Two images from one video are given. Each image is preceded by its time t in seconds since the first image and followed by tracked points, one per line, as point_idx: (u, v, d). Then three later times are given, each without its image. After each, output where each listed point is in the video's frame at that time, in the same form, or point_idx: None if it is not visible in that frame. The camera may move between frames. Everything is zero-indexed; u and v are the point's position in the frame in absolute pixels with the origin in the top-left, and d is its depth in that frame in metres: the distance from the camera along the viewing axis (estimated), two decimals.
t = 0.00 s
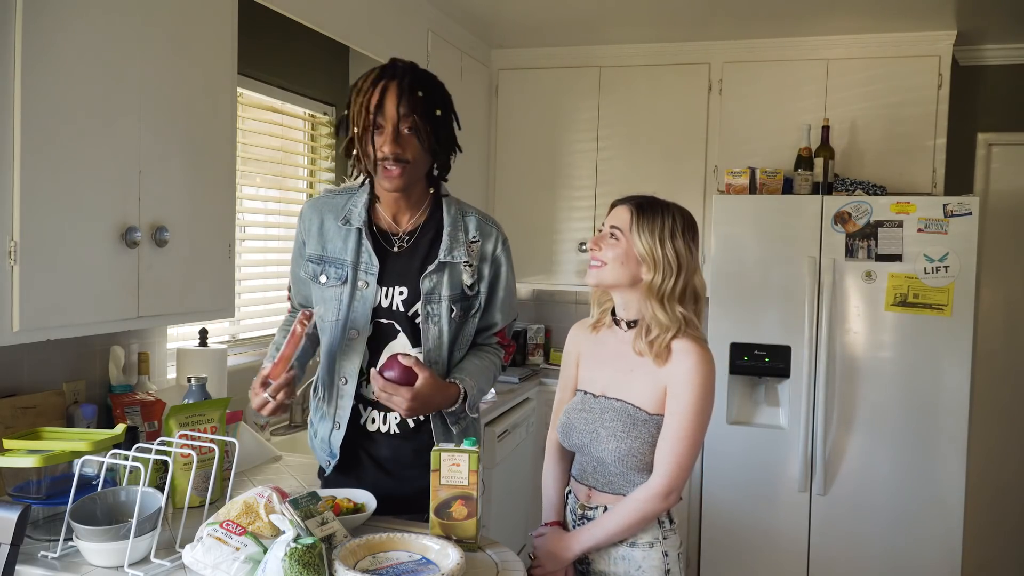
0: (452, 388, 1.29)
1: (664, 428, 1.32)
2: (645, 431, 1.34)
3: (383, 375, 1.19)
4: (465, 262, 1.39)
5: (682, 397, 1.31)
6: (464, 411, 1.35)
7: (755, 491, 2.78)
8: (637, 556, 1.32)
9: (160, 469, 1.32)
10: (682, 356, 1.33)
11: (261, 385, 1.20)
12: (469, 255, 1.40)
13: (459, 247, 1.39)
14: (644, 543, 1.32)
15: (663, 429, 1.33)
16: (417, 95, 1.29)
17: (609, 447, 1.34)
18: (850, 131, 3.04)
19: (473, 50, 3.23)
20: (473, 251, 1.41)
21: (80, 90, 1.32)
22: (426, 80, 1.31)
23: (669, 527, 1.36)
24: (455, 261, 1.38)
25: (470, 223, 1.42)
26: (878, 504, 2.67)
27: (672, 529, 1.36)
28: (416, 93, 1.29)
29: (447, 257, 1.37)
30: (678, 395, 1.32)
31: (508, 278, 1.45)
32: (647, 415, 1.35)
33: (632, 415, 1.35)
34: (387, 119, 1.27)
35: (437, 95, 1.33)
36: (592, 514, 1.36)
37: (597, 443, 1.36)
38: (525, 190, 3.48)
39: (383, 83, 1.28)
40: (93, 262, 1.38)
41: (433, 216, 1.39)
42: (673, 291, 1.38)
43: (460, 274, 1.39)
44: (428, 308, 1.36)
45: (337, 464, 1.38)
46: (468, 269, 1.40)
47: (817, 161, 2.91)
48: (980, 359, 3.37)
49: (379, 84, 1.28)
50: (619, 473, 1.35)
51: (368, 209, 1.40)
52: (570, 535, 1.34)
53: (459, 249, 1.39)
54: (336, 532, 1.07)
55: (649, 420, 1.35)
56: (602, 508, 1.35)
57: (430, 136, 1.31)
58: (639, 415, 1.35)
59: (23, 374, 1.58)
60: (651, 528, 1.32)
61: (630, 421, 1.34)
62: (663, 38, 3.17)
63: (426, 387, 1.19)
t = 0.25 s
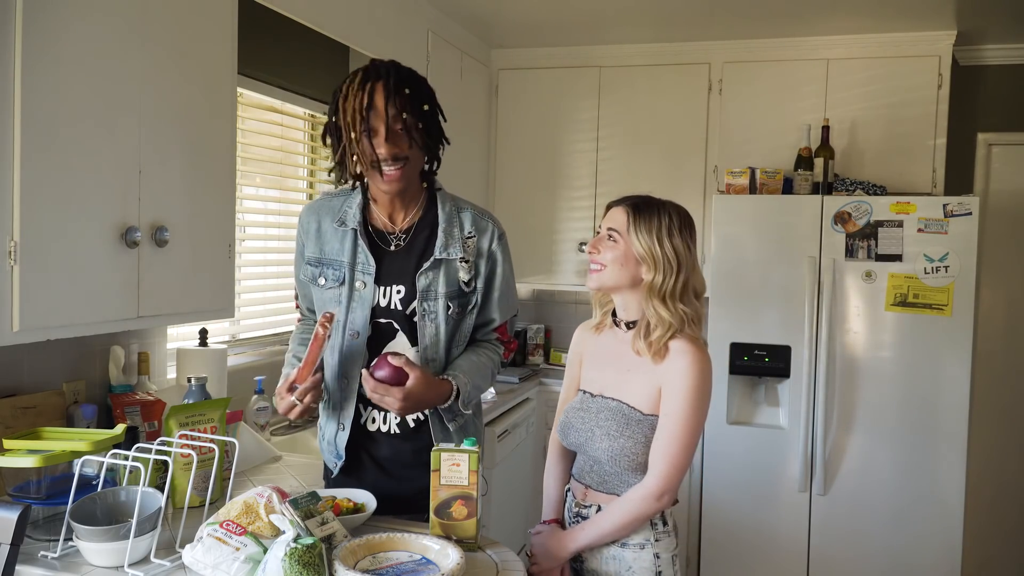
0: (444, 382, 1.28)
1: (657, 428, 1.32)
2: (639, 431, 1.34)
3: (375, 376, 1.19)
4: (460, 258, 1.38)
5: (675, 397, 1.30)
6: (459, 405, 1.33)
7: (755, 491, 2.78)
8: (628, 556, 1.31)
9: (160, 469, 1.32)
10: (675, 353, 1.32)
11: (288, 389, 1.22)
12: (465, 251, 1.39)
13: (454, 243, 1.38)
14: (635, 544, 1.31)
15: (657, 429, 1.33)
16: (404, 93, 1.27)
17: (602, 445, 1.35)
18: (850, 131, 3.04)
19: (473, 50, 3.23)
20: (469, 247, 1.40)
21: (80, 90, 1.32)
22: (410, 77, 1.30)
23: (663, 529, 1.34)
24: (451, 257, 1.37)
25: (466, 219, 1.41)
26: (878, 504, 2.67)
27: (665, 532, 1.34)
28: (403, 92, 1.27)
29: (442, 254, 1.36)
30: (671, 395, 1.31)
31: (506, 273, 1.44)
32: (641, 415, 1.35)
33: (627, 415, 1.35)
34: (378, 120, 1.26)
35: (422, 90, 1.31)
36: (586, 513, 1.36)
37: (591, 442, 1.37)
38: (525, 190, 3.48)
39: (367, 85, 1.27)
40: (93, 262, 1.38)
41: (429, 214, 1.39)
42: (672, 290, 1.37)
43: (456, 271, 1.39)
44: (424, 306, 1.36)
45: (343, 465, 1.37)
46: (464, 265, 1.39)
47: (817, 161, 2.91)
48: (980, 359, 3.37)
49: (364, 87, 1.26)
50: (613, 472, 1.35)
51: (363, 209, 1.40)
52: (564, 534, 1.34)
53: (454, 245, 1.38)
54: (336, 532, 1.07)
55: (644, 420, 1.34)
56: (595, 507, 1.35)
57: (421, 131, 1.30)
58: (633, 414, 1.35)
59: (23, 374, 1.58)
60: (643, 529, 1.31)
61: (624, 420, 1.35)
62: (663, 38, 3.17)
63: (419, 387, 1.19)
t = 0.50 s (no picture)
0: (430, 370, 1.25)
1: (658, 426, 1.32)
2: (640, 429, 1.34)
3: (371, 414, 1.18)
4: (457, 253, 1.38)
5: (676, 395, 1.30)
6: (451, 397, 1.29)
7: (755, 491, 2.78)
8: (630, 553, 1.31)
9: (160, 468, 1.32)
10: (681, 353, 1.32)
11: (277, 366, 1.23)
12: (461, 246, 1.39)
13: (451, 238, 1.38)
14: (638, 541, 1.31)
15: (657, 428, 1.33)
16: (384, 148, 1.25)
17: (602, 444, 1.35)
18: (850, 131, 3.04)
19: (474, 50, 3.23)
20: (465, 243, 1.39)
21: (80, 90, 1.32)
22: (400, 121, 1.27)
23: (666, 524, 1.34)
24: (448, 251, 1.38)
25: (462, 214, 1.40)
26: (878, 504, 2.67)
27: (667, 527, 1.34)
28: (384, 146, 1.25)
29: (439, 249, 1.37)
30: (672, 394, 1.31)
31: (503, 269, 1.43)
32: (641, 414, 1.34)
33: (627, 414, 1.34)
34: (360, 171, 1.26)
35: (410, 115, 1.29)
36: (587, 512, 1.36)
37: (591, 441, 1.37)
38: (525, 190, 3.48)
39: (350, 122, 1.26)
40: (93, 262, 1.38)
41: (427, 211, 1.39)
42: (677, 292, 1.38)
43: (453, 266, 1.39)
44: (422, 301, 1.37)
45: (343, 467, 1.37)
46: (462, 260, 1.39)
47: (816, 161, 2.91)
48: (980, 359, 3.37)
49: (352, 134, 1.26)
50: (613, 470, 1.35)
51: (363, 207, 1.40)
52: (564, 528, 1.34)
53: (450, 239, 1.38)
54: (336, 532, 1.07)
55: (644, 418, 1.34)
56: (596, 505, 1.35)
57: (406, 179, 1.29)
58: (633, 413, 1.34)
59: (23, 373, 1.58)
60: (645, 525, 1.31)
61: (624, 420, 1.34)
62: (664, 37, 3.17)
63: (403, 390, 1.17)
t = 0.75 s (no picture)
0: (438, 388, 1.26)
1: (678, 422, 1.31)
2: (658, 427, 1.32)
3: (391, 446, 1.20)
4: (462, 256, 1.38)
5: (695, 389, 1.31)
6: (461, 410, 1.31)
7: (755, 491, 2.78)
8: (655, 548, 1.30)
9: (160, 469, 1.32)
10: (694, 349, 1.31)
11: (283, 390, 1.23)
12: (466, 250, 1.39)
13: (455, 242, 1.38)
14: (662, 536, 1.31)
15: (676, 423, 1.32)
16: (393, 147, 1.27)
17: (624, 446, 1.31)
18: (850, 131, 3.04)
19: (474, 50, 3.23)
20: (470, 246, 1.40)
21: (80, 90, 1.32)
22: (405, 121, 1.29)
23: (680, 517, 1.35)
24: (453, 255, 1.38)
25: (466, 216, 1.41)
26: (878, 504, 2.67)
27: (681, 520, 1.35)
28: (392, 146, 1.27)
29: (444, 253, 1.37)
30: (690, 389, 1.31)
31: (507, 271, 1.44)
32: (657, 411, 1.33)
33: (644, 413, 1.32)
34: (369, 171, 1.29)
35: (416, 117, 1.30)
36: (607, 514, 1.32)
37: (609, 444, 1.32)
38: (525, 190, 3.48)
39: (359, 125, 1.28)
40: (93, 262, 1.38)
41: (431, 214, 1.38)
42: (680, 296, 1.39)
43: (458, 269, 1.39)
44: (428, 305, 1.36)
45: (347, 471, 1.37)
46: (467, 263, 1.39)
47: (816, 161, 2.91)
48: (980, 359, 3.38)
49: (359, 135, 1.27)
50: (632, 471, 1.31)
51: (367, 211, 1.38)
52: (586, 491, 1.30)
53: (455, 243, 1.38)
54: (336, 532, 1.07)
55: (660, 415, 1.32)
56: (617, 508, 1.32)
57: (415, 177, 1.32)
58: (650, 411, 1.32)
59: (23, 373, 1.58)
60: (670, 519, 1.31)
61: (641, 418, 1.32)
62: (664, 38, 3.17)
63: (418, 413, 1.19)
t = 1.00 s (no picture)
0: (450, 402, 1.25)
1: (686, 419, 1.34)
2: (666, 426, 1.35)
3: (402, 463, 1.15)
4: (463, 254, 1.38)
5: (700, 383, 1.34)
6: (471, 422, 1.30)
7: (755, 491, 2.77)
8: (670, 548, 1.32)
9: (160, 469, 1.32)
10: (697, 347, 1.36)
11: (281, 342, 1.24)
12: (467, 247, 1.39)
13: (456, 239, 1.38)
14: (675, 536, 1.32)
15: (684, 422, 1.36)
16: (395, 122, 1.25)
17: (635, 446, 1.34)
18: (850, 131, 3.04)
19: (474, 50, 3.23)
20: (471, 243, 1.40)
21: (80, 90, 1.32)
22: (404, 101, 1.27)
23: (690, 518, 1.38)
24: (454, 253, 1.37)
25: (467, 215, 1.41)
26: (878, 504, 2.67)
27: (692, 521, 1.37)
28: (393, 121, 1.25)
29: (446, 251, 1.37)
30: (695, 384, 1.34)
31: (508, 268, 1.44)
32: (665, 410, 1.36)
33: (651, 412, 1.36)
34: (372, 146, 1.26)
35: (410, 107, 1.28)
36: (620, 515, 1.34)
37: (620, 446, 1.35)
38: (525, 190, 3.48)
39: (362, 113, 1.25)
40: (92, 262, 1.38)
41: (432, 213, 1.39)
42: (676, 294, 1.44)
43: (460, 267, 1.39)
44: (430, 302, 1.36)
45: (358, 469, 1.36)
46: (468, 261, 1.39)
47: (816, 161, 2.91)
48: (980, 360, 3.37)
49: (361, 121, 1.25)
50: (643, 471, 1.34)
51: (369, 210, 1.39)
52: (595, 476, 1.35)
53: (456, 241, 1.38)
54: (336, 532, 1.07)
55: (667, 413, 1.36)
56: (629, 508, 1.34)
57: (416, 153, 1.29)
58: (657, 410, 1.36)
59: (23, 373, 1.58)
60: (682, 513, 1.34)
61: (650, 419, 1.35)
62: (664, 38, 3.17)
63: (433, 429, 1.17)
